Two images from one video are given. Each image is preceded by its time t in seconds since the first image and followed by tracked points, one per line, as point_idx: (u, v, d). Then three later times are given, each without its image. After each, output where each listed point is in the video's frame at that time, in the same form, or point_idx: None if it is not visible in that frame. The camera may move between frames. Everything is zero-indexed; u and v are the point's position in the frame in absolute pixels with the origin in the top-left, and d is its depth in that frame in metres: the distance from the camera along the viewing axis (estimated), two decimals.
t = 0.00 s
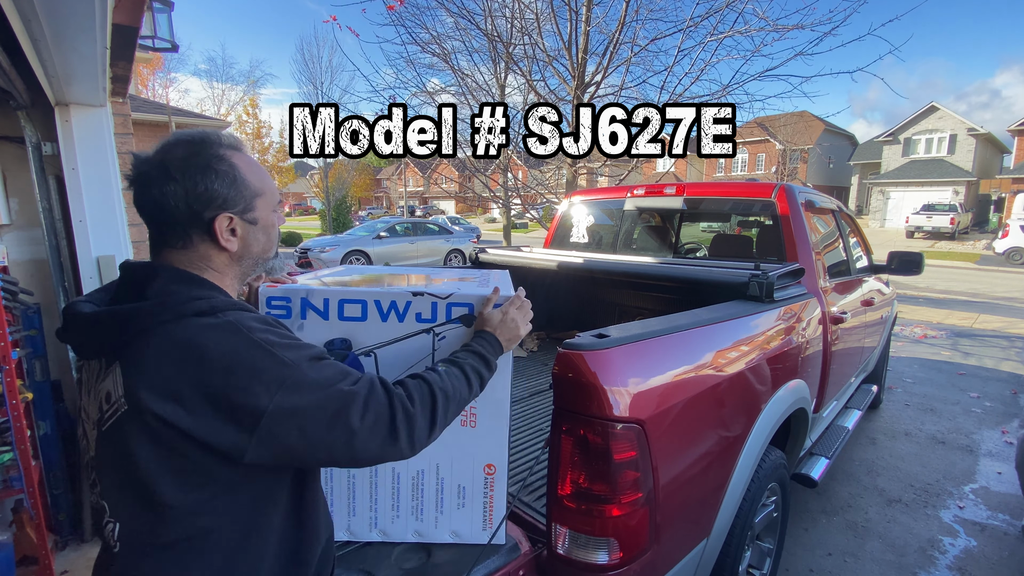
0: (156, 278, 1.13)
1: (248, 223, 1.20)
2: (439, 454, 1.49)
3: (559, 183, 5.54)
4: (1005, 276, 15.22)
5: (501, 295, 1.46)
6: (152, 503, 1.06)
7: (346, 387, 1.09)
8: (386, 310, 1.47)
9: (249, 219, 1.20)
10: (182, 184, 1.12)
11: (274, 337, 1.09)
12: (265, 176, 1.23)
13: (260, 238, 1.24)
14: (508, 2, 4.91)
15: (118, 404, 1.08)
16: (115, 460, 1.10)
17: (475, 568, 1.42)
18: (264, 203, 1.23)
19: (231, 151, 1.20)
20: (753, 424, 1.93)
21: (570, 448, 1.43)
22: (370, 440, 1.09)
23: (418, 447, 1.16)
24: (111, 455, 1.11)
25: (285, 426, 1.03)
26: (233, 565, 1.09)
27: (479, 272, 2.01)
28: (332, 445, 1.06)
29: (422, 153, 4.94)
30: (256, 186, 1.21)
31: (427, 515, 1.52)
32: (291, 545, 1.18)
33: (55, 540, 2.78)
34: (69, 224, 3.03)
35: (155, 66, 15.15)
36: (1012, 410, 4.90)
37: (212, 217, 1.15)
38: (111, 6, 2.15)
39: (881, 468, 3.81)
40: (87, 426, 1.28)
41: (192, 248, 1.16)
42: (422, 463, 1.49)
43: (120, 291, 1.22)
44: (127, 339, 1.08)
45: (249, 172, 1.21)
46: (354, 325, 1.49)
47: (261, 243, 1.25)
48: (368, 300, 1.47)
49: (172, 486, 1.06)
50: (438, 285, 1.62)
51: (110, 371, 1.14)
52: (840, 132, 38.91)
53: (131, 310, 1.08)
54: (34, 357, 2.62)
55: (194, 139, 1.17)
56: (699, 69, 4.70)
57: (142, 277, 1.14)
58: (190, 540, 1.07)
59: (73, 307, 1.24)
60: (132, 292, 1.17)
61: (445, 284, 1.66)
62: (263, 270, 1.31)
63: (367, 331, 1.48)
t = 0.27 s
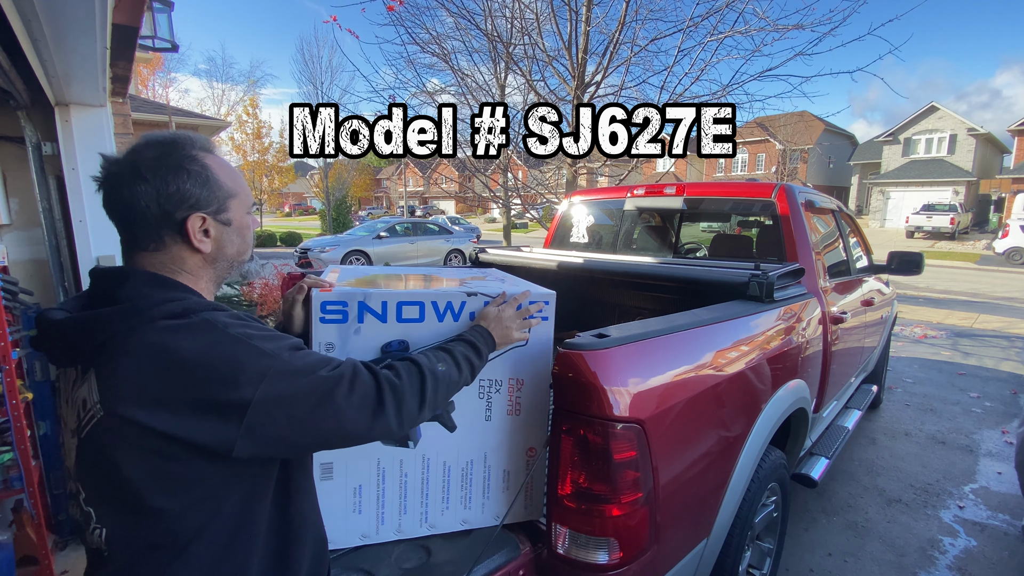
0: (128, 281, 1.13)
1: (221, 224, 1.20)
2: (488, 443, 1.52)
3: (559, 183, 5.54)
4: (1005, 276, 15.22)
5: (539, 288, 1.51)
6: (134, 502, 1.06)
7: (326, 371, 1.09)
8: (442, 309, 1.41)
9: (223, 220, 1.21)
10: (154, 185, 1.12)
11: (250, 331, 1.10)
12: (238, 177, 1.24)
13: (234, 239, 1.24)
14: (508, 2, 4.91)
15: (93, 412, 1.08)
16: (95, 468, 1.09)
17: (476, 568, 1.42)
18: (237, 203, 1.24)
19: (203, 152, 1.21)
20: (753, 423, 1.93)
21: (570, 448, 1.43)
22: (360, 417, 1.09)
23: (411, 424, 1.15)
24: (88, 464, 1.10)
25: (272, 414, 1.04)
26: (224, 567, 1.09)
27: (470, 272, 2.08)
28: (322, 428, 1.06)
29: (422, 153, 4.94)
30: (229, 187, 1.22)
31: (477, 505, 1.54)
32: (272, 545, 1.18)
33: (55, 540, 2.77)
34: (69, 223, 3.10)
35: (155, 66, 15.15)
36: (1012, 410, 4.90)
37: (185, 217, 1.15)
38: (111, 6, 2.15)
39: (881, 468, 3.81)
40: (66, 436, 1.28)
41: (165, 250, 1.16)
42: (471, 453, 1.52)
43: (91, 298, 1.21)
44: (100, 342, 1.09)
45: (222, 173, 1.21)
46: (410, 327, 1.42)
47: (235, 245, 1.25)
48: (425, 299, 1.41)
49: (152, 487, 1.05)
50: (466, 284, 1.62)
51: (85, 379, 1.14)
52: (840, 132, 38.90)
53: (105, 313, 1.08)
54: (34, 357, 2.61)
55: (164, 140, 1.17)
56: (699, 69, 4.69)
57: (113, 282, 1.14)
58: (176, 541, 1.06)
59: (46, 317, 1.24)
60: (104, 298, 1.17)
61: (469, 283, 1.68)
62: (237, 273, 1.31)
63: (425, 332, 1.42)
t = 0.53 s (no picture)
0: (124, 284, 1.14)
1: (218, 226, 1.20)
2: (502, 439, 1.56)
3: (559, 183, 5.54)
4: (1005, 276, 15.22)
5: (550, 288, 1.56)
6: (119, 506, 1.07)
7: (275, 437, 1.06)
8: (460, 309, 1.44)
9: (219, 222, 1.20)
10: (151, 187, 1.13)
11: (222, 358, 1.08)
12: (238, 182, 1.24)
13: (231, 242, 1.24)
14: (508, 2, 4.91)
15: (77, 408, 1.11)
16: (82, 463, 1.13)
17: (475, 568, 1.42)
18: (235, 207, 1.24)
19: (204, 157, 1.22)
20: (753, 424, 1.93)
21: (570, 449, 1.43)
22: (277, 498, 1.06)
23: (325, 507, 1.12)
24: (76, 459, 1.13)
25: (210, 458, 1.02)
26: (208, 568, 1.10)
27: (470, 270, 2.10)
28: (242, 493, 1.04)
29: (422, 153, 4.93)
30: (227, 191, 1.22)
31: (489, 501, 1.57)
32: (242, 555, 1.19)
33: (55, 540, 2.78)
34: (69, 224, 3.10)
35: (155, 66, 15.16)
36: (1012, 410, 4.90)
37: (181, 219, 1.15)
38: (111, 6, 2.15)
39: (881, 468, 3.81)
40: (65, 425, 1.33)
41: (163, 251, 1.17)
42: (486, 451, 1.54)
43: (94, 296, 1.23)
44: (89, 340, 1.11)
45: (220, 177, 1.22)
46: (429, 327, 1.43)
47: (232, 248, 1.25)
48: (444, 299, 1.43)
49: (121, 493, 1.08)
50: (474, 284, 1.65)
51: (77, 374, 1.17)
52: (839, 132, 38.90)
53: (95, 311, 1.09)
54: (34, 357, 2.61)
55: (166, 144, 1.18)
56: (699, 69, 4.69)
57: (110, 281, 1.15)
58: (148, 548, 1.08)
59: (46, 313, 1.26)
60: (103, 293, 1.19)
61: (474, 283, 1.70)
62: (237, 275, 1.31)
63: (443, 332, 1.45)
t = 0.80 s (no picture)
0: (113, 287, 1.13)
1: (223, 235, 1.21)
2: (517, 435, 1.59)
3: (559, 183, 5.54)
4: (1005, 276, 15.22)
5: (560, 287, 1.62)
6: (106, 512, 1.07)
7: (261, 441, 1.07)
8: (479, 308, 1.46)
9: (225, 231, 1.21)
10: (169, 184, 1.14)
11: (202, 363, 1.07)
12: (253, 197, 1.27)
13: (231, 253, 1.24)
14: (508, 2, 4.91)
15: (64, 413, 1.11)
16: (67, 467, 1.13)
17: (474, 568, 1.42)
18: (243, 221, 1.25)
19: (225, 169, 1.25)
20: (753, 424, 1.93)
21: (569, 449, 1.43)
22: (267, 500, 1.06)
23: (316, 508, 1.13)
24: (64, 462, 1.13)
25: (193, 464, 1.02)
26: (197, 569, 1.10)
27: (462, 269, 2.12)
28: (230, 496, 1.04)
29: (422, 153, 4.93)
30: (240, 205, 1.24)
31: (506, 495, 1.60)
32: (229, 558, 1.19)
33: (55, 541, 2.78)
34: (69, 223, 3.11)
35: (155, 66, 15.17)
36: (1012, 410, 4.90)
37: (189, 220, 1.16)
38: (111, 6, 2.15)
39: (881, 468, 3.81)
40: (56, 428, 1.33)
41: (162, 248, 1.16)
42: (504, 446, 1.56)
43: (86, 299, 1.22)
44: (72, 344, 1.11)
45: (236, 190, 1.24)
46: (451, 328, 1.43)
47: (230, 259, 1.25)
48: (464, 299, 1.44)
49: (103, 496, 1.07)
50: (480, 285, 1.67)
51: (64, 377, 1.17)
52: (839, 132, 38.90)
53: (75, 317, 1.09)
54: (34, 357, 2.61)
55: (194, 149, 1.21)
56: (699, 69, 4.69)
57: (96, 285, 1.15)
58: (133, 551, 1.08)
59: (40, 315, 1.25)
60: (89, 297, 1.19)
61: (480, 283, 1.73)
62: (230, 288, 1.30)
63: (463, 334, 1.45)
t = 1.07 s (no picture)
0: (87, 292, 1.12)
1: (205, 239, 1.20)
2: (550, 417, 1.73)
3: (559, 183, 5.54)
4: (1005, 276, 15.21)
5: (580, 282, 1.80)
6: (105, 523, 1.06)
7: (261, 426, 1.05)
8: (532, 306, 1.56)
9: (208, 235, 1.20)
10: (158, 180, 1.14)
11: (189, 361, 1.05)
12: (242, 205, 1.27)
13: (211, 258, 1.23)
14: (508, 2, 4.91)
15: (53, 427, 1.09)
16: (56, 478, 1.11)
17: (474, 568, 1.42)
18: (230, 227, 1.25)
19: (221, 176, 1.26)
20: (753, 424, 1.93)
21: (570, 448, 1.43)
22: (286, 482, 1.05)
23: (343, 488, 1.11)
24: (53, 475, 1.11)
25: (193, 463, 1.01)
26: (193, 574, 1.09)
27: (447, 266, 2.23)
28: (241, 484, 1.03)
29: (422, 153, 4.93)
30: (229, 211, 1.24)
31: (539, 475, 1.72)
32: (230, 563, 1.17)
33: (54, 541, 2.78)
34: (69, 223, 3.17)
35: (155, 66, 15.18)
36: (1013, 410, 4.90)
37: (172, 220, 1.15)
38: (111, 6, 2.15)
39: (881, 468, 3.81)
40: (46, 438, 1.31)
41: (141, 246, 1.15)
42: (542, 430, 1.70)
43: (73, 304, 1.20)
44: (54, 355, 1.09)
45: (228, 196, 1.25)
46: (513, 325, 1.51)
47: (211, 265, 1.23)
48: (521, 298, 1.52)
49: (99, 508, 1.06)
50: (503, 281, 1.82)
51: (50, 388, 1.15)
52: (839, 132, 38.91)
53: (53, 328, 1.07)
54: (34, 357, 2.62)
55: (192, 152, 1.22)
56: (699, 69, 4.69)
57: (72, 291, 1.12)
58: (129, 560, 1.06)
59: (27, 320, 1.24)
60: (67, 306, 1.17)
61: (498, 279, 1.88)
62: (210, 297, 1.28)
63: (520, 330, 1.54)
